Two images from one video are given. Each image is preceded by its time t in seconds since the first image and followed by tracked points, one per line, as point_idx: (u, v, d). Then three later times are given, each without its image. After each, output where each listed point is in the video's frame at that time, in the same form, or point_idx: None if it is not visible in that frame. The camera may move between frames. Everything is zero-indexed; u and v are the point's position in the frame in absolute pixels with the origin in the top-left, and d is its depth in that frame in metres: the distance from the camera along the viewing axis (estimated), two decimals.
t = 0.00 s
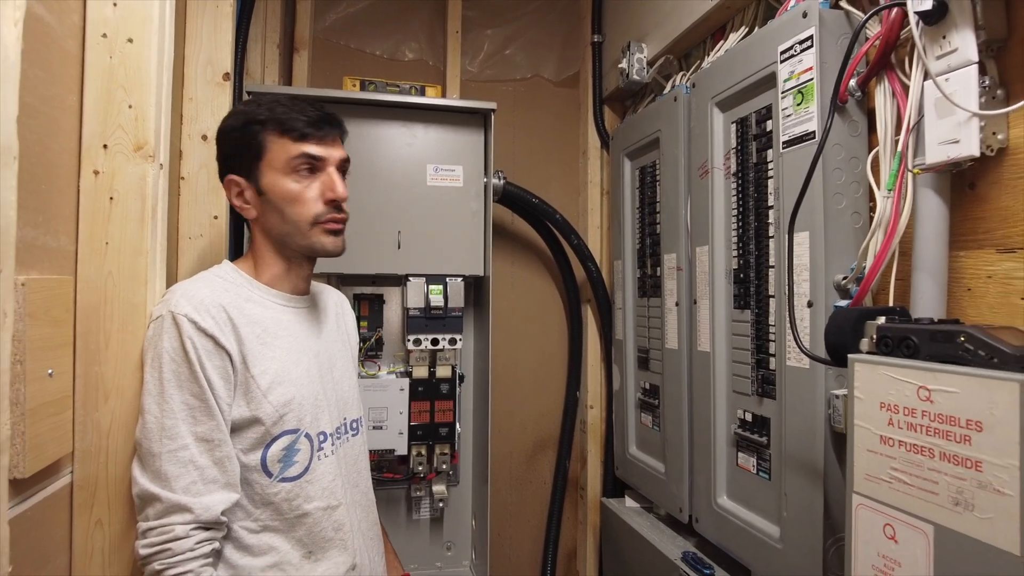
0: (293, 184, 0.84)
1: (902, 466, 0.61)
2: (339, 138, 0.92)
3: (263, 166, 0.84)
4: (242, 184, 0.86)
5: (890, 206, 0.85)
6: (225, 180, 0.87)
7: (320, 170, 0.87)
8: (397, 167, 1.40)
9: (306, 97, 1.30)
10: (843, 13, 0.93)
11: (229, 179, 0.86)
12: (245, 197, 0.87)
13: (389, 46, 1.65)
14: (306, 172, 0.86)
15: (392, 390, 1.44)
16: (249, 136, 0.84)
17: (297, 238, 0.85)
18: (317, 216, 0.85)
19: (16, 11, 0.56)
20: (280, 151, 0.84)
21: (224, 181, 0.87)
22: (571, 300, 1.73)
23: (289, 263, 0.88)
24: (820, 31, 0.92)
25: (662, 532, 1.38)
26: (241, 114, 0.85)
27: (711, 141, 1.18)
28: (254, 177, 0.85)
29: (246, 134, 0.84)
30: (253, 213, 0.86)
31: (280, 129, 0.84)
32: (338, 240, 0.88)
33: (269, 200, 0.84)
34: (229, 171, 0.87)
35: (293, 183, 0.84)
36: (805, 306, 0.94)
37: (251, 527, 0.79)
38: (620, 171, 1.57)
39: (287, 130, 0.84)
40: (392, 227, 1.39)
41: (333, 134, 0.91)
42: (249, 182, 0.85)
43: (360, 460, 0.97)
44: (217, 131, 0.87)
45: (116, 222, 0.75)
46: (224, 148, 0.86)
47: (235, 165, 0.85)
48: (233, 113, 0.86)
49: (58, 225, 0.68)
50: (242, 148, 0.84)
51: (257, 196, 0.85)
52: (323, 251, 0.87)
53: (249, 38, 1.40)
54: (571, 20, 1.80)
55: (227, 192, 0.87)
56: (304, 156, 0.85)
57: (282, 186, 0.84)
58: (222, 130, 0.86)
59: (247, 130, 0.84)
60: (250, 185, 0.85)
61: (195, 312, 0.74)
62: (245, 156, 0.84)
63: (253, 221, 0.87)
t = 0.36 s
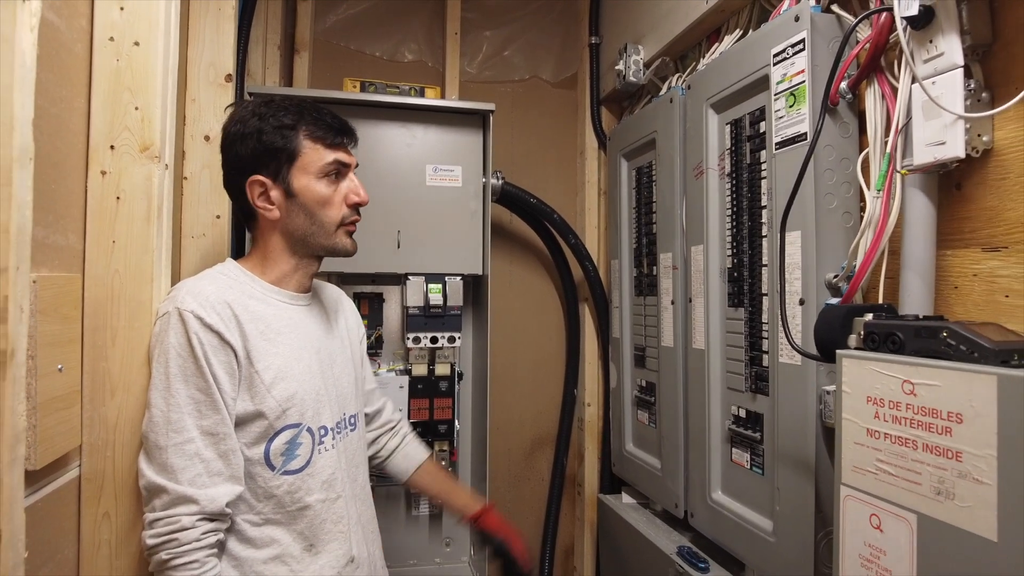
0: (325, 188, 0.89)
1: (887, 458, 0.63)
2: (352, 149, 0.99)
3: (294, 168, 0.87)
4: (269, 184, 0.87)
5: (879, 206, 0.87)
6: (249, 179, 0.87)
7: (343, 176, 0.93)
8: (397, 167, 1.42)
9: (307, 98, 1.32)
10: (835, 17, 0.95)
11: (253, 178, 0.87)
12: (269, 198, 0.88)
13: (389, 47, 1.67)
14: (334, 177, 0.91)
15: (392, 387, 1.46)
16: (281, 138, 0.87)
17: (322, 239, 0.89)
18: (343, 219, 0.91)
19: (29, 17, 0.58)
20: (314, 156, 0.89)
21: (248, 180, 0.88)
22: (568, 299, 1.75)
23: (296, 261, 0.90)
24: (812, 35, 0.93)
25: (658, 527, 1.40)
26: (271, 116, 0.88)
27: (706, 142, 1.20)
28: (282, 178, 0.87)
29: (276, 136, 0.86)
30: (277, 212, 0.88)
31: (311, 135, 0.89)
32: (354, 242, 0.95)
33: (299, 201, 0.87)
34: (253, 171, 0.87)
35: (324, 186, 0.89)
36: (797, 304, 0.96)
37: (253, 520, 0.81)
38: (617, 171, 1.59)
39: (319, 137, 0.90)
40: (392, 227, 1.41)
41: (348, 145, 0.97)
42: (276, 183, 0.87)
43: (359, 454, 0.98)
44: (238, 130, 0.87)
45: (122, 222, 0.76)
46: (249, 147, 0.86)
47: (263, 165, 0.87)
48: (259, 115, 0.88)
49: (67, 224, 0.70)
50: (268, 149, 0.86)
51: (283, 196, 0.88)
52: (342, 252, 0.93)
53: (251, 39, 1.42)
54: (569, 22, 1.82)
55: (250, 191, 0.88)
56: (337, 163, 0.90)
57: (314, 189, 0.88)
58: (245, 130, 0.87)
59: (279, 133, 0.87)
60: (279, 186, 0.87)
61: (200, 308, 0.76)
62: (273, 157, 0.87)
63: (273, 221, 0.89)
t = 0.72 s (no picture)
0: (324, 182, 0.91)
1: (872, 450, 0.65)
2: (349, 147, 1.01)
3: (294, 163, 0.89)
4: (270, 178, 0.89)
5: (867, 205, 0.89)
6: (251, 173, 0.89)
7: (342, 171, 0.95)
8: (395, 166, 1.43)
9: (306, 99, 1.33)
10: (825, 20, 0.97)
11: (255, 172, 0.88)
12: (270, 191, 0.89)
13: (387, 48, 1.69)
14: (333, 172, 0.93)
15: (390, 384, 1.48)
16: (282, 134, 0.88)
17: (321, 233, 0.91)
18: (341, 214, 0.93)
19: (36, 22, 0.59)
20: (314, 150, 0.90)
21: (249, 174, 0.89)
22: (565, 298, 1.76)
23: (296, 257, 0.91)
24: (803, 37, 0.95)
25: (653, 523, 1.42)
26: (272, 113, 0.89)
27: (699, 142, 1.22)
28: (283, 173, 0.89)
29: (278, 131, 0.88)
30: (278, 206, 0.89)
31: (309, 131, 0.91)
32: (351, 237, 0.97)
33: (299, 195, 0.89)
34: (254, 165, 0.89)
35: (323, 181, 0.91)
36: (787, 301, 0.98)
37: (254, 513, 0.82)
38: (613, 171, 1.61)
39: (318, 133, 0.92)
40: (390, 226, 1.42)
41: (345, 143, 0.99)
42: (277, 178, 0.89)
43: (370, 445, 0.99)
44: (239, 127, 0.89)
45: (125, 219, 0.78)
46: (251, 143, 0.88)
47: (264, 159, 0.88)
48: (260, 112, 0.89)
49: (71, 222, 0.72)
50: (268, 145, 0.88)
51: (285, 190, 0.89)
52: (339, 246, 0.94)
53: (250, 41, 1.44)
54: (566, 24, 1.84)
55: (252, 185, 0.89)
56: (337, 157, 0.92)
57: (314, 183, 0.89)
58: (247, 127, 0.88)
59: (280, 128, 0.89)
60: (280, 180, 0.89)
61: (201, 304, 0.77)
62: (274, 152, 0.88)
63: (274, 215, 0.90)
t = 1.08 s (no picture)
0: (318, 185, 0.91)
1: (856, 450, 0.66)
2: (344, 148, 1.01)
3: (288, 166, 0.90)
4: (264, 181, 0.90)
5: (856, 207, 0.90)
6: (244, 177, 0.90)
7: (337, 173, 0.95)
8: (390, 168, 1.44)
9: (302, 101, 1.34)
10: (814, 24, 0.98)
11: (249, 176, 0.89)
12: (264, 195, 0.91)
13: (383, 50, 1.70)
14: (326, 174, 0.93)
15: (386, 385, 1.49)
16: (275, 137, 0.89)
17: (317, 235, 0.92)
18: (336, 216, 0.94)
19: (34, 28, 0.60)
20: (307, 153, 0.91)
21: (243, 178, 0.90)
22: (560, 299, 1.77)
23: (291, 259, 0.92)
24: (792, 41, 0.96)
25: (647, 522, 1.43)
26: (265, 116, 0.90)
27: (691, 144, 1.23)
28: (277, 176, 0.90)
29: (270, 134, 0.89)
30: (273, 209, 0.90)
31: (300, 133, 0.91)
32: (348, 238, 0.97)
33: (293, 198, 0.90)
34: (248, 169, 0.90)
35: (317, 183, 0.91)
36: (777, 302, 0.99)
37: (248, 512, 0.84)
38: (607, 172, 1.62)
39: (311, 136, 0.92)
40: (386, 227, 1.43)
41: (339, 144, 0.99)
42: (271, 181, 0.90)
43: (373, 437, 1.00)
44: (232, 130, 0.90)
45: (121, 222, 0.79)
46: (244, 146, 0.89)
47: (257, 163, 0.89)
48: (253, 115, 0.90)
49: (68, 225, 0.73)
50: (261, 148, 0.89)
51: (278, 193, 0.90)
52: (336, 248, 0.95)
53: (247, 43, 1.45)
54: (561, 26, 1.85)
55: (246, 189, 0.90)
56: (330, 159, 0.93)
57: (307, 186, 0.90)
58: (240, 131, 0.89)
59: (273, 131, 0.89)
60: (273, 183, 0.90)
61: (194, 308, 0.78)
62: (268, 155, 0.89)
63: (269, 219, 0.91)
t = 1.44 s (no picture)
0: (314, 185, 0.91)
1: (857, 451, 0.66)
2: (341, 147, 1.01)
3: (283, 167, 0.90)
4: (260, 182, 0.89)
5: (856, 207, 0.90)
6: (240, 178, 0.90)
7: (333, 174, 0.95)
8: (390, 168, 1.44)
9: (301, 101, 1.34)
10: (814, 24, 0.98)
11: (244, 177, 0.89)
12: (260, 196, 0.90)
13: (382, 50, 1.69)
14: (323, 175, 0.93)
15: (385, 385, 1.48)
16: (270, 137, 0.89)
17: (313, 236, 0.91)
18: (333, 216, 0.94)
19: (30, 27, 0.60)
20: (302, 154, 0.91)
21: (239, 179, 0.90)
22: (560, 299, 1.77)
23: (289, 260, 0.92)
24: (792, 41, 0.96)
25: (647, 523, 1.42)
26: (260, 116, 0.90)
27: (691, 145, 1.23)
28: (272, 177, 0.89)
29: (265, 135, 0.89)
30: (270, 211, 0.90)
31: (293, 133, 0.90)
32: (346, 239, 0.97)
33: (289, 199, 0.90)
34: (245, 169, 0.90)
35: (313, 184, 0.91)
36: (777, 303, 0.99)
37: (248, 513, 0.83)
38: (607, 172, 1.61)
39: (307, 136, 0.92)
40: (385, 227, 1.43)
41: (338, 144, 0.99)
42: (267, 182, 0.90)
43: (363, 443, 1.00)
44: (228, 131, 0.90)
45: (120, 222, 0.79)
46: (240, 147, 0.89)
47: (253, 163, 0.89)
48: (249, 115, 0.90)
49: (65, 225, 0.72)
50: (258, 148, 0.88)
51: (274, 194, 0.90)
52: (334, 248, 0.95)
53: (246, 43, 1.44)
54: (561, 26, 1.85)
55: (242, 190, 0.90)
56: (326, 160, 0.92)
57: (303, 186, 0.90)
58: (235, 131, 0.89)
59: (268, 132, 0.89)
60: (269, 184, 0.89)
61: (193, 309, 0.78)
62: (263, 155, 0.89)
63: (265, 220, 0.91)
